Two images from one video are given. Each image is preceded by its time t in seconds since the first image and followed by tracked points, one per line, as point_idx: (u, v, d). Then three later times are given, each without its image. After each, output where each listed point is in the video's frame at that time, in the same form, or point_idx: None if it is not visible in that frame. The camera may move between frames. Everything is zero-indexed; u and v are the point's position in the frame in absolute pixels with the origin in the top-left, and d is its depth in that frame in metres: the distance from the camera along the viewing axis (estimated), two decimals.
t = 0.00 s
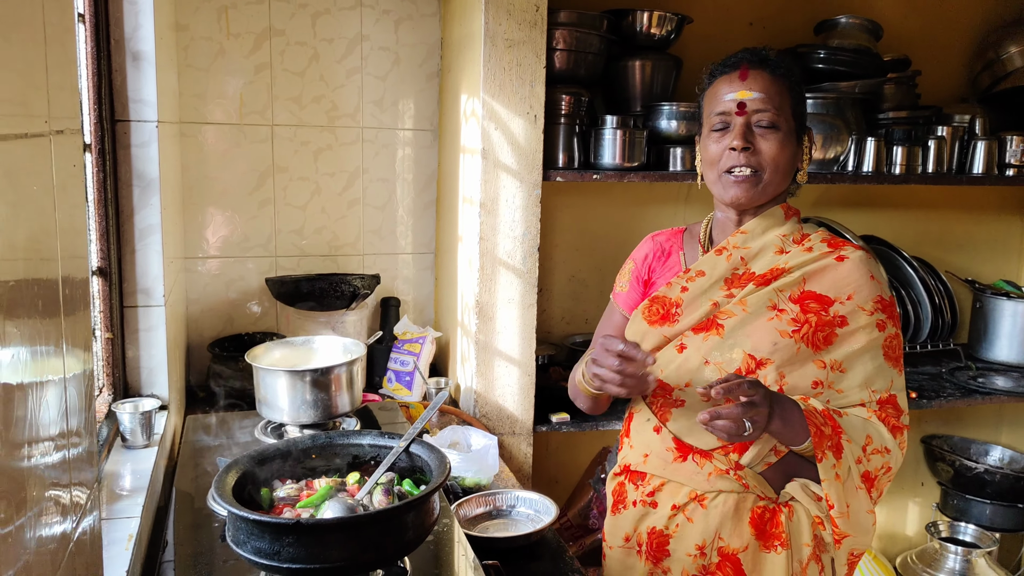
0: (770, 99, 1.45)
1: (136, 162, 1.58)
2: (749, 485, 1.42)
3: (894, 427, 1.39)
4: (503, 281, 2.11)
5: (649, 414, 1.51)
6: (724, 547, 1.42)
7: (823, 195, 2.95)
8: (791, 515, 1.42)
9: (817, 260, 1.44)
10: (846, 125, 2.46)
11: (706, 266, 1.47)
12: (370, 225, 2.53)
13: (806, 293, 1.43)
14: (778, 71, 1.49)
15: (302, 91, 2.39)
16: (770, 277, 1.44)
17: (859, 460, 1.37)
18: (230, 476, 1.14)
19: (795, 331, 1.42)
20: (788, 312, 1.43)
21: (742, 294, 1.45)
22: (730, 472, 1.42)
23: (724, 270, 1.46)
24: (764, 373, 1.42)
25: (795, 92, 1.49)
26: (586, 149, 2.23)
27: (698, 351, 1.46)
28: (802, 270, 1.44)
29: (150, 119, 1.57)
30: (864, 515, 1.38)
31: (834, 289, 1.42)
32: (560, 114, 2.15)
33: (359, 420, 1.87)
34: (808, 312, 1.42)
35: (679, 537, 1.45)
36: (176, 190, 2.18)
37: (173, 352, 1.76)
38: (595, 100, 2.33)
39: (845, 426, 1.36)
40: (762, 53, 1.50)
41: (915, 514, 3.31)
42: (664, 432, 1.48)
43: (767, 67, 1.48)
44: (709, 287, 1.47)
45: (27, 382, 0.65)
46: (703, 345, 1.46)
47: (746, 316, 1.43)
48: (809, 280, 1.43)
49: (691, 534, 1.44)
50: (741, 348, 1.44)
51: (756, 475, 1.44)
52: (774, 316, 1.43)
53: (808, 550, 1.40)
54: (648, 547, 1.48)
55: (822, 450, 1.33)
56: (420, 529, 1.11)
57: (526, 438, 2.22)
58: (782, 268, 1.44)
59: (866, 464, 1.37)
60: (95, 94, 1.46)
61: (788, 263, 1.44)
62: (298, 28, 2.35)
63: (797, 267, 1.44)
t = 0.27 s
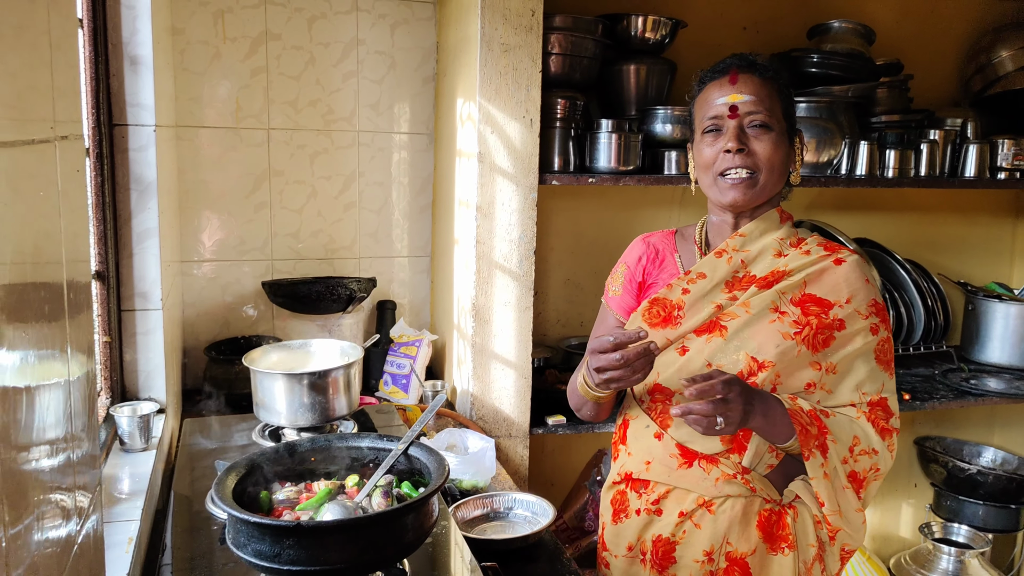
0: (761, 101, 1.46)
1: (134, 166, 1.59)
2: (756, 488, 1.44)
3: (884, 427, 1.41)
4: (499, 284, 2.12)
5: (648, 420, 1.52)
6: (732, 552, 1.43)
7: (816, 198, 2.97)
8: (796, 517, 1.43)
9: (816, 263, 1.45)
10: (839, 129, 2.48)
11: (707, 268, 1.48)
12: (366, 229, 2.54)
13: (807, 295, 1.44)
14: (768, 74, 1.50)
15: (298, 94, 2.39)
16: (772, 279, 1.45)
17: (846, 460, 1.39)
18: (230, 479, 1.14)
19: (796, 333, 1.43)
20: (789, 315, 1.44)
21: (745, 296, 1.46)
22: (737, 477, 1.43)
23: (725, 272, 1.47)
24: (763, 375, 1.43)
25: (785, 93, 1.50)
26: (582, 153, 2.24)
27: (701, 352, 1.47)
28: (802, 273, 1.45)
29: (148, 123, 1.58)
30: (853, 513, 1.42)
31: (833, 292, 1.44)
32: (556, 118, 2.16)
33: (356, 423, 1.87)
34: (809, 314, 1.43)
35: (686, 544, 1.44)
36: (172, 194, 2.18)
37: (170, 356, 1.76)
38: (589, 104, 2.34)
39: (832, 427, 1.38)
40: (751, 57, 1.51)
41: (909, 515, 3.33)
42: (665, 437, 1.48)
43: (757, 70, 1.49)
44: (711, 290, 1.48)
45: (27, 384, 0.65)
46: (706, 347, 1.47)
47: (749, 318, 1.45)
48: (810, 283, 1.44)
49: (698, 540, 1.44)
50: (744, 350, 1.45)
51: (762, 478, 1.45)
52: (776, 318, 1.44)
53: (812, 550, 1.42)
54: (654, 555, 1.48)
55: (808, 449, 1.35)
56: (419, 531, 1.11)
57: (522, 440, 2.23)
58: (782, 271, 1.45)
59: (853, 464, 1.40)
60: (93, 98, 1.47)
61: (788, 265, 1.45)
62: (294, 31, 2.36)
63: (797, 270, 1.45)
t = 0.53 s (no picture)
0: (745, 104, 1.47)
1: (132, 166, 1.59)
2: (753, 486, 1.44)
3: (884, 431, 1.43)
4: (496, 284, 2.13)
5: (645, 418, 1.53)
6: (730, 550, 1.43)
7: (811, 198, 2.99)
8: (793, 515, 1.44)
9: (816, 265, 1.46)
10: (833, 130, 2.50)
11: (706, 267, 1.49)
12: (363, 229, 2.54)
13: (806, 296, 1.45)
14: (745, 76, 1.52)
15: (294, 95, 2.40)
16: (771, 279, 1.46)
17: (847, 464, 1.40)
18: (231, 477, 1.15)
19: (796, 332, 1.43)
20: (788, 314, 1.44)
21: (744, 296, 1.46)
22: (735, 474, 1.44)
23: (725, 272, 1.48)
24: (765, 374, 1.43)
25: (765, 93, 1.52)
26: (578, 153, 2.24)
27: (699, 351, 1.48)
28: (802, 274, 1.46)
29: (146, 124, 1.58)
30: (852, 519, 1.44)
31: (832, 294, 1.44)
32: (552, 119, 2.17)
33: (353, 423, 1.88)
34: (808, 315, 1.44)
35: (683, 542, 1.45)
36: (169, 194, 2.18)
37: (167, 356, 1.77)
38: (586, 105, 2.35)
39: (835, 431, 1.39)
40: (726, 62, 1.53)
41: (903, 514, 3.35)
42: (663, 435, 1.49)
43: (733, 74, 1.51)
44: (710, 289, 1.48)
45: (29, 384, 0.64)
46: (705, 345, 1.47)
47: (749, 317, 1.45)
48: (809, 284, 1.45)
49: (695, 538, 1.45)
50: (743, 349, 1.45)
51: (759, 476, 1.46)
52: (776, 318, 1.44)
53: (808, 549, 1.43)
54: (650, 553, 1.48)
55: (812, 455, 1.36)
56: (419, 529, 1.12)
57: (519, 440, 2.23)
58: (782, 271, 1.46)
59: (853, 468, 1.41)
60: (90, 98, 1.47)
61: (787, 266, 1.46)
62: (290, 32, 2.36)
63: (796, 271, 1.46)
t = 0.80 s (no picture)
0: (739, 108, 1.48)
1: (121, 169, 1.58)
2: (741, 486, 1.45)
3: (873, 435, 1.44)
4: (487, 287, 2.13)
5: (635, 420, 1.52)
6: (718, 550, 1.44)
7: (801, 200, 3.00)
8: (781, 516, 1.46)
9: (798, 264, 1.47)
10: (823, 132, 2.51)
11: (691, 272, 1.49)
12: (354, 231, 2.54)
13: (789, 297, 1.46)
14: (745, 81, 1.52)
15: (285, 97, 2.39)
16: (755, 281, 1.47)
17: (831, 470, 1.43)
18: (220, 481, 1.14)
19: (780, 334, 1.44)
20: (772, 316, 1.45)
21: (728, 298, 1.47)
22: (722, 473, 1.44)
23: (709, 275, 1.48)
24: (751, 376, 1.44)
25: (762, 99, 1.52)
26: (569, 156, 2.25)
27: (686, 354, 1.47)
28: (785, 273, 1.47)
29: (136, 127, 1.58)
30: (837, 524, 1.46)
31: (815, 293, 1.46)
32: (544, 121, 2.17)
33: (344, 425, 1.88)
34: (792, 315, 1.45)
35: (671, 542, 1.45)
36: (159, 197, 2.18)
37: (157, 359, 1.76)
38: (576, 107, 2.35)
39: (819, 438, 1.41)
40: (728, 64, 1.52)
41: (894, 514, 3.37)
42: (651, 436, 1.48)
43: (733, 77, 1.51)
44: (695, 293, 1.48)
45: (14, 389, 0.64)
46: (692, 349, 1.46)
47: (733, 319, 1.45)
48: (792, 284, 1.46)
49: (683, 537, 1.45)
50: (728, 352, 1.46)
51: (747, 476, 1.47)
52: (760, 320, 1.45)
53: (796, 550, 1.46)
54: (638, 553, 1.48)
55: (793, 462, 1.39)
56: (409, 532, 1.12)
57: (510, 442, 2.23)
58: (765, 272, 1.47)
59: (838, 474, 1.44)
60: (80, 101, 1.47)
61: (770, 267, 1.47)
62: (282, 35, 2.36)
63: (779, 271, 1.47)
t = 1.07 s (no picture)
0: (737, 104, 1.49)
1: (113, 170, 1.58)
2: (742, 486, 1.46)
3: (869, 435, 1.46)
4: (480, 288, 2.13)
5: (633, 421, 1.52)
6: (719, 551, 1.45)
7: (793, 201, 3.01)
8: (781, 514, 1.47)
9: (795, 265, 1.48)
10: (815, 133, 2.52)
11: (689, 272, 1.49)
12: (347, 233, 2.54)
13: (787, 297, 1.46)
14: (742, 78, 1.53)
15: (277, 98, 2.39)
16: (753, 281, 1.47)
17: (823, 469, 1.45)
18: (212, 482, 1.14)
19: (778, 335, 1.45)
20: (771, 317, 1.46)
21: (727, 299, 1.47)
22: (724, 474, 1.45)
23: (707, 275, 1.48)
24: (749, 378, 1.45)
25: (760, 96, 1.53)
26: (561, 157, 2.26)
27: (685, 355, 1.47)
28: (783, 274, 1.47)
29: (127, 127, 1.58)
30: (832, 522, 1.48)
31: (813, 294, 1.46)
32: (536, 122, 2.18)
33: (337, 426, 1.88)
34: (790, 316, 1.46)
35: (673, 544, 1.46)
36: (151, 198, 2.17)
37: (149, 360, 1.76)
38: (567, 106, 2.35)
39: (811, 438, 1.43)
40: (726, 61, 1.54)
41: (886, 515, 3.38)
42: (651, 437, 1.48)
43: (731, 74, 1.52)
44: (693, 293, 1.48)
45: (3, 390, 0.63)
46: (691, 349, 1.46)
47: (732, 320, 1.46)
48: (789, 285, 1.47)
49: (685, 539, 1.46)
50: (728, 352, 1.46)
51: (746, 476, 1.47)
52: (758, 320, 1.46)
53: (797, 547, 1.47)
54: (641, 555, 1.49)
55: (786, 460, 1.41)
56: (402, 532, 1.12)
57: (503, 443, 2.23)
58: (764, 273, 1.47)
59: (831, 473, 1.46)
60: (71, 101, 1.47)
61: (768, 267, 1.48)
62: (273, 36, 2.35)
63: (777, 271, 1.47)
